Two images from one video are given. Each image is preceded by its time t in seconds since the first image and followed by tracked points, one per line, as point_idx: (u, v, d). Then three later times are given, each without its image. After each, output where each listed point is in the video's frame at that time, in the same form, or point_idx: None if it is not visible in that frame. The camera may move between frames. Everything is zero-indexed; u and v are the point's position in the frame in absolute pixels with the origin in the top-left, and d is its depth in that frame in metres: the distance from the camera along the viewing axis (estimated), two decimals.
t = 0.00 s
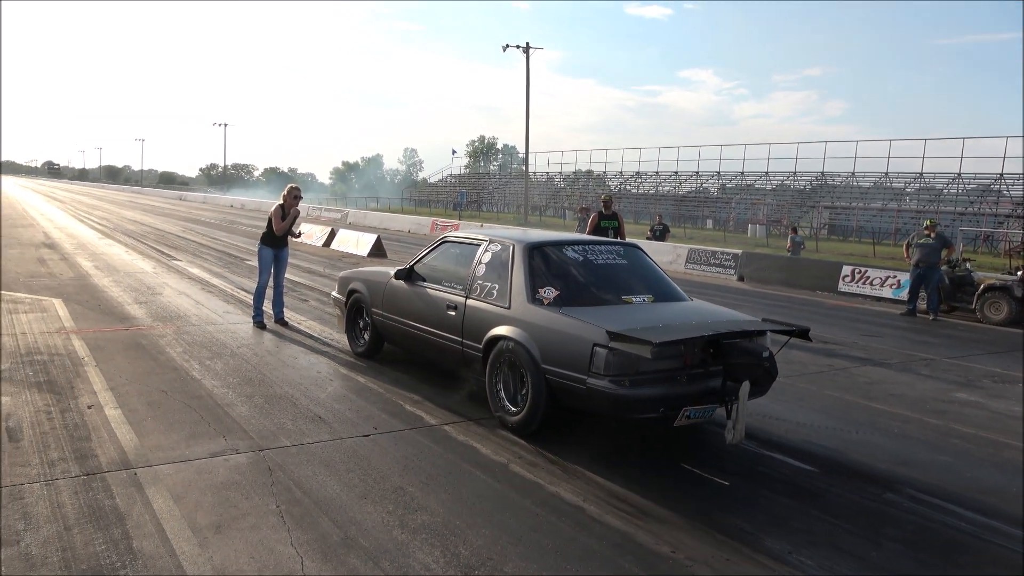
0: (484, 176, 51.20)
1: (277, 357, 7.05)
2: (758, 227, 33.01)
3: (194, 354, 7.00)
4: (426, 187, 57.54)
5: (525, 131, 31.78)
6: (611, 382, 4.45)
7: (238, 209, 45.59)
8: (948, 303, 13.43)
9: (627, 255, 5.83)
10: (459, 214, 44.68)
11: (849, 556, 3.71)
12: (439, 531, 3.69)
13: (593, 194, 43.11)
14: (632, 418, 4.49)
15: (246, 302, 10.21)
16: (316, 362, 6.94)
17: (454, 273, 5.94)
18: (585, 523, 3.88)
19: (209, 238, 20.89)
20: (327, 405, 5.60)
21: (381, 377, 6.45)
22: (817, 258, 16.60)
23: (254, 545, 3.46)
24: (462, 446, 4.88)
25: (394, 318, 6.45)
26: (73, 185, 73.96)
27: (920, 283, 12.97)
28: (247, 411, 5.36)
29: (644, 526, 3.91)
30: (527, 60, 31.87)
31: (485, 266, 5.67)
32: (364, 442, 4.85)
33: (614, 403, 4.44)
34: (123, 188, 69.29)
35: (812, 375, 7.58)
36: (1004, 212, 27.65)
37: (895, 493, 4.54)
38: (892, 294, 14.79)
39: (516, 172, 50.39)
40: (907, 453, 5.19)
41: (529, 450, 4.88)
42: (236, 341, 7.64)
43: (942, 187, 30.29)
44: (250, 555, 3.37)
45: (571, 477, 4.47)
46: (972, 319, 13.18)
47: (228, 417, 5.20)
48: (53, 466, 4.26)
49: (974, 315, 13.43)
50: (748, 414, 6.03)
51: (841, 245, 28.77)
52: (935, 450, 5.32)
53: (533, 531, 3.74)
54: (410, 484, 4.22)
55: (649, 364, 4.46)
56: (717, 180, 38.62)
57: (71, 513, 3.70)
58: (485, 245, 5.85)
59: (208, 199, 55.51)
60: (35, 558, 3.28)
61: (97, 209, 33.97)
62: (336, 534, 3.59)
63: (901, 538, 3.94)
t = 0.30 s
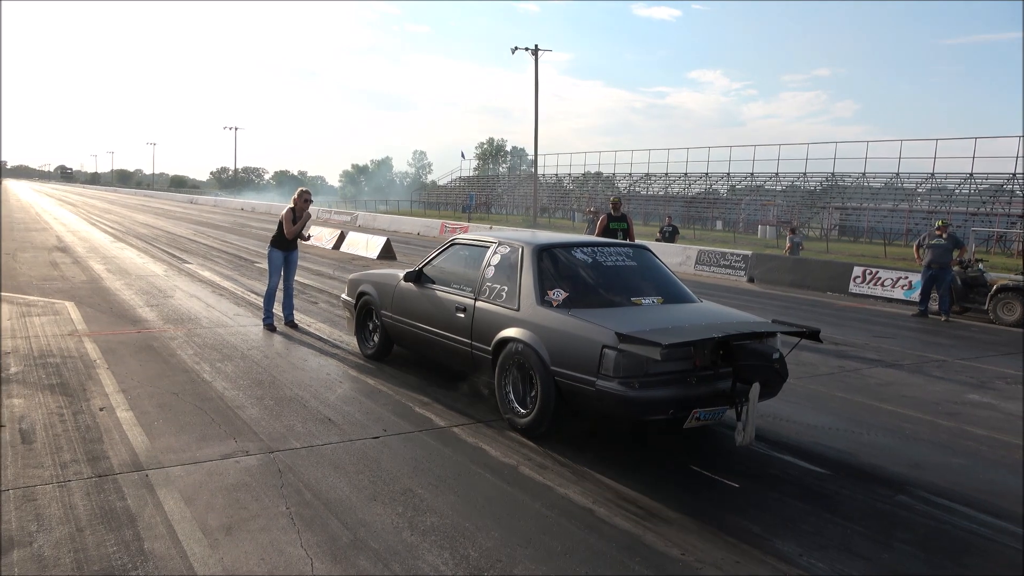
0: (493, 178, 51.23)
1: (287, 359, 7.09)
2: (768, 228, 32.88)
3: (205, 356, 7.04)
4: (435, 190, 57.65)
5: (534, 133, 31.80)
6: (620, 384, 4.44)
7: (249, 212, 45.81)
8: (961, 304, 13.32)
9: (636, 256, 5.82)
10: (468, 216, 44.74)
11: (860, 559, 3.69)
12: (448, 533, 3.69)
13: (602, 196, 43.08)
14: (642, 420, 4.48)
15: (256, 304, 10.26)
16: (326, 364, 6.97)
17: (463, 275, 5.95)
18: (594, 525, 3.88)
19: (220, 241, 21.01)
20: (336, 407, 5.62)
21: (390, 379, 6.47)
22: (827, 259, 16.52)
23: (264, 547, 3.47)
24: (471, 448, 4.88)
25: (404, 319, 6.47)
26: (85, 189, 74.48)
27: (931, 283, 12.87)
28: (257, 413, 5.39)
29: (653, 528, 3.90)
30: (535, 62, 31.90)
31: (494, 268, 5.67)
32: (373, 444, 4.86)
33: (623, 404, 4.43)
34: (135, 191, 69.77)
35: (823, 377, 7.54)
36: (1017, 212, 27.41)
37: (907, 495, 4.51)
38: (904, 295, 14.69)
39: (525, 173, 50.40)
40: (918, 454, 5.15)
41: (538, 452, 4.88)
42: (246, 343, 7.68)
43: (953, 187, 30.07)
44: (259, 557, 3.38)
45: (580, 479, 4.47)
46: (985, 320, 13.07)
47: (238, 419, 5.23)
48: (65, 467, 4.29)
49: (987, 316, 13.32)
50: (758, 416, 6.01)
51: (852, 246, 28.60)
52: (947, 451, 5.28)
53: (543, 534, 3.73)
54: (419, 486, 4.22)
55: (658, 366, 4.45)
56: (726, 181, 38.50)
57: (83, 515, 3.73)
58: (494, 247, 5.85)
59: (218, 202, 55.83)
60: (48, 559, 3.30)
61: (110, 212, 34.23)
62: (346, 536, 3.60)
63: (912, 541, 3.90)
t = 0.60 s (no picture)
0: (498, 178, 51.24)
1: (289, 355, 7.08)
2: (772, 231, 32.82)
3: (208, 351, 7.04)
4: (440, 188, 57.68)
5: (540, 134, 31.79)
6: (623, 385, 4.43)
7: (255, 208, 45.92)
8: (965, 310, 13.27)
9: (640, 257, 5.80)
10: (473, 214, 44.76)
11: (862, 564, 3.66)
12: (448, 532, 3.67)
13: (607, 197, 43.05)
14: (644, 422, 4.46)
15: (260, 300, 10.25)
16: (328, 360, 6.96)
17: (466, 274, 5.93)
18: (595, 526, 3.86)
19: (225, 237, 21.05)
20: (338, 404, 5.61)
21: (392, 377, 6.46)
22: (832, 263, 16.47)
23: (263, 543, 3.46)
24: (472, 447, 4.87)
25: (406, 317, 6.45)
26: (92, 183, 74.73)
27: (936, 289, 12.82)
28: (259, 409, 5.38)
29: (653, 529, 3.88)
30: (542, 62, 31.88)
31: (498, 267, 5.66)
32: (374, 441, 4.85)
33: (625, 405, 4.41)
34: (141, 186, 69.95)
35: (826, 381, 7.51)
36: None
37: (909, 501, 4.48)
38: (908, 300, 14.64)
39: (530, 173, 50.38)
40: (922, 460, 5.11)
41: (539, 452, 4.86)
42: (249, 339, 7.68)
43: (960, 192, 29.97)
44: (259, 553, 3.37)
45: (581, 480, 4.45)
46: (990, 326, 13.01)
47: (239, 414, 5.22)
48: (66, 460, 4.29)
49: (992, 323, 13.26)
50: (761, 419, 5.98)
51: (858, 250, 28.52)
52: (951, 457, 5.25)
53: (543, 534, 3.72)
54: (420, 484, 4.21)
55: (660, 367, 4.43)
56: (732, 183, 38.43)
57: (83, 508, 3.73)
58: (498, 246, 5.84)
59: (224, 197, 55.94)
60: (47, 552, 3.30)
61: (117, 206, 34.34)
62: (346, 533, 3.59)
63: (914, 546, 3.88)
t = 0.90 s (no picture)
0: (502, 177, 51.23)
1: (296, 358, 7.10)
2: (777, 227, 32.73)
3: (215, 355, 7.07)
4: (443, 189, 57.71)
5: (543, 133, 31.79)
6: (630, 384, 4.42)
7: (260, 211, 46.04)
8: (974, 304, 13.21)
9: (645, 255, 5.80)
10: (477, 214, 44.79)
11: (872, 560, 3.66)
12: (457, 532, 3.68)
13: (611, 195, 43.01)
14: (652, 420, 4.46)
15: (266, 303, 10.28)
16: (335, 362, 6.98)
17: (472, 274, 5.94)
18: (604, 526, 3.86)
19: (230, 241, 21.12)
20: (346, 406, 5.62)
21: (399, 378, 6.47)
22: (838, 258, 16.41)
23: (274, 546, 3.47)
24: (480, 447, 4.88)
25: (413, 318, 6.46)
26: (97, 189, 75.01)
27: (943, 283, 12.77)
28: (268, 412, 5.40)
29: (663, 528, 3.88)
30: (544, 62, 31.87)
31: (503, 267, 5.66)
32: (383, 443, 4.86)
33: (632, 404, 4.41)
34: (146, 191, 70.19)
35: (834, 377, 7.49)
36: None
37: (919, 497, 4.46)
38: (915, 294, 14.59)
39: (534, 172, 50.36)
40: (932, 455, 5.10)
41: (548, 452, 4.87)
42: (256, 342, 7.70)
43: (966, 185, 29.82)
44: (269, 556, 3.38)
45: (590, 479, 4.45)
46: (998, 320, 12.95)
47: (248, 417, 5.25)
48: (77, 465, 4.32)
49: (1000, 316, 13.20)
50: (769, 416, 5.97)
51: (863, 245, 28.43)
52: (960, 451, 5.23)
53: (552, 534, 3.72)
54: (429, 485, 4.22)
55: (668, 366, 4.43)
56: (736, 179, 38.35)
57: (95, 513, 3.75)
58: (503, 247, 5.84)
59: (228, 201, 56.07)
60: (60, 557, 3.32)
61: (122, 212, 34.50)
62: (356, 535, 3.60)
63: (925, 542, 3.87)
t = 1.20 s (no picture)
0: (510, 177, 51.25)
1: (304, 356, 7.12)
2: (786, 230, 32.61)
3: (224, 352, 7.09)
4: (452, 188, 57.75)
5: (552, 133, 31.77)
6: (638, 386, 4.41)
7: (269, 209, 46.19)
8: (984, 309, 13.13)
9: (654, 257, 5.78)
10: (485, 214, 44.81)
11: (879, 566, 3.64)
12: (464, 533, 3.68)
13: (619, 196, 42.96)
14: (659, 423, 4.45)
15: (274, 301, 10.31)
16: (343, 361, 6.99)
17: (480, 274, 5.94)
18: (611, 528, 3.86)
19: (239, 237, 21.20)
20: (353, 404, 5.64)
21: (407, 377, 6.48)
22: (847, 262, 16.34)
23: (281, 543, 3.48)
24: (487, 448, 4.88)
25: (421, 318, 6.47)
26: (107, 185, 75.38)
27: (953, 288, 12.70)
28: (275, 410, 5.41)
29: (669, 531, 3.87)
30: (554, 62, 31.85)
31: (511, 267, 5.66)
32: (390, 442, 4.87)
33: (639, 406, 4.40)
34: (155, 187, 70.56)
35: (843, 381, 7.45)
36: None
37: (928, 502, 4.44)
38: (925, 298, 14.51)
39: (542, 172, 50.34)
40: (940, 460, 5.07)
41: (555, 453, 4.87)
42: (264, 339, 7.72)
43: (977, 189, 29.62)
44: (277, 554, 3.39)
45: (597, 481, 4.45)
46: (1008, 325, 12.87)
47: (256, 415, 5.26)
48: (86, 461, 4.34)
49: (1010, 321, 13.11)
50: (776, 420, 5.95)
51: (872, 248, 28.29)
52: (970, 457, 5.20)
53: (559, 535, 3.72)
54: (436, 485, 4.22)
55: (675, 368, 4.42)
56: (745, 181, 38.24)
57: (103, 508, 3.77)
58: (511, 247, 5.84)
59: (237, 198, 56.26)
60: (68, 552, 3.34)
61: (133, 208, 34.69)
62: (363, 534, 3.61)
63: (932, 548, 3.85)
